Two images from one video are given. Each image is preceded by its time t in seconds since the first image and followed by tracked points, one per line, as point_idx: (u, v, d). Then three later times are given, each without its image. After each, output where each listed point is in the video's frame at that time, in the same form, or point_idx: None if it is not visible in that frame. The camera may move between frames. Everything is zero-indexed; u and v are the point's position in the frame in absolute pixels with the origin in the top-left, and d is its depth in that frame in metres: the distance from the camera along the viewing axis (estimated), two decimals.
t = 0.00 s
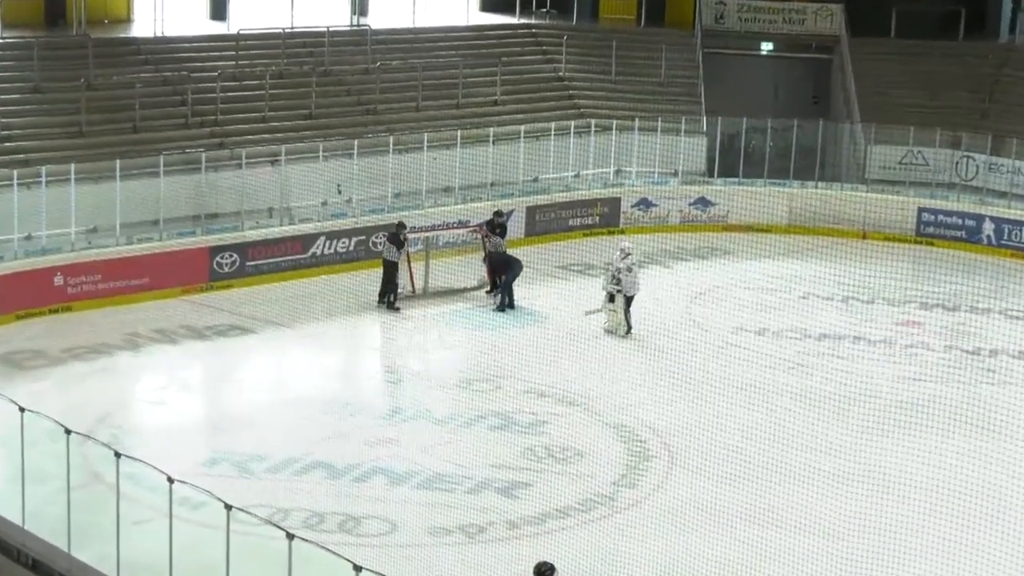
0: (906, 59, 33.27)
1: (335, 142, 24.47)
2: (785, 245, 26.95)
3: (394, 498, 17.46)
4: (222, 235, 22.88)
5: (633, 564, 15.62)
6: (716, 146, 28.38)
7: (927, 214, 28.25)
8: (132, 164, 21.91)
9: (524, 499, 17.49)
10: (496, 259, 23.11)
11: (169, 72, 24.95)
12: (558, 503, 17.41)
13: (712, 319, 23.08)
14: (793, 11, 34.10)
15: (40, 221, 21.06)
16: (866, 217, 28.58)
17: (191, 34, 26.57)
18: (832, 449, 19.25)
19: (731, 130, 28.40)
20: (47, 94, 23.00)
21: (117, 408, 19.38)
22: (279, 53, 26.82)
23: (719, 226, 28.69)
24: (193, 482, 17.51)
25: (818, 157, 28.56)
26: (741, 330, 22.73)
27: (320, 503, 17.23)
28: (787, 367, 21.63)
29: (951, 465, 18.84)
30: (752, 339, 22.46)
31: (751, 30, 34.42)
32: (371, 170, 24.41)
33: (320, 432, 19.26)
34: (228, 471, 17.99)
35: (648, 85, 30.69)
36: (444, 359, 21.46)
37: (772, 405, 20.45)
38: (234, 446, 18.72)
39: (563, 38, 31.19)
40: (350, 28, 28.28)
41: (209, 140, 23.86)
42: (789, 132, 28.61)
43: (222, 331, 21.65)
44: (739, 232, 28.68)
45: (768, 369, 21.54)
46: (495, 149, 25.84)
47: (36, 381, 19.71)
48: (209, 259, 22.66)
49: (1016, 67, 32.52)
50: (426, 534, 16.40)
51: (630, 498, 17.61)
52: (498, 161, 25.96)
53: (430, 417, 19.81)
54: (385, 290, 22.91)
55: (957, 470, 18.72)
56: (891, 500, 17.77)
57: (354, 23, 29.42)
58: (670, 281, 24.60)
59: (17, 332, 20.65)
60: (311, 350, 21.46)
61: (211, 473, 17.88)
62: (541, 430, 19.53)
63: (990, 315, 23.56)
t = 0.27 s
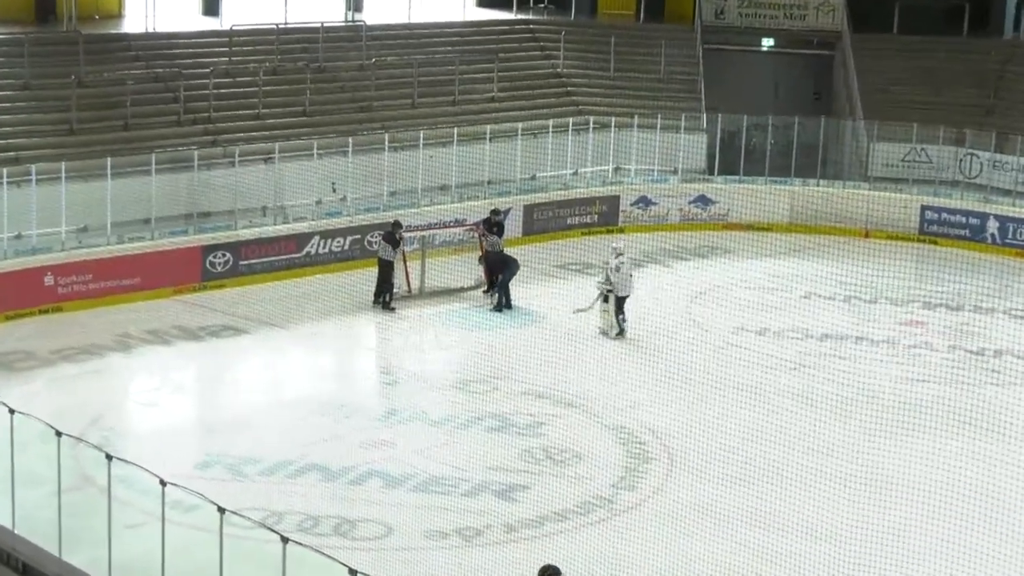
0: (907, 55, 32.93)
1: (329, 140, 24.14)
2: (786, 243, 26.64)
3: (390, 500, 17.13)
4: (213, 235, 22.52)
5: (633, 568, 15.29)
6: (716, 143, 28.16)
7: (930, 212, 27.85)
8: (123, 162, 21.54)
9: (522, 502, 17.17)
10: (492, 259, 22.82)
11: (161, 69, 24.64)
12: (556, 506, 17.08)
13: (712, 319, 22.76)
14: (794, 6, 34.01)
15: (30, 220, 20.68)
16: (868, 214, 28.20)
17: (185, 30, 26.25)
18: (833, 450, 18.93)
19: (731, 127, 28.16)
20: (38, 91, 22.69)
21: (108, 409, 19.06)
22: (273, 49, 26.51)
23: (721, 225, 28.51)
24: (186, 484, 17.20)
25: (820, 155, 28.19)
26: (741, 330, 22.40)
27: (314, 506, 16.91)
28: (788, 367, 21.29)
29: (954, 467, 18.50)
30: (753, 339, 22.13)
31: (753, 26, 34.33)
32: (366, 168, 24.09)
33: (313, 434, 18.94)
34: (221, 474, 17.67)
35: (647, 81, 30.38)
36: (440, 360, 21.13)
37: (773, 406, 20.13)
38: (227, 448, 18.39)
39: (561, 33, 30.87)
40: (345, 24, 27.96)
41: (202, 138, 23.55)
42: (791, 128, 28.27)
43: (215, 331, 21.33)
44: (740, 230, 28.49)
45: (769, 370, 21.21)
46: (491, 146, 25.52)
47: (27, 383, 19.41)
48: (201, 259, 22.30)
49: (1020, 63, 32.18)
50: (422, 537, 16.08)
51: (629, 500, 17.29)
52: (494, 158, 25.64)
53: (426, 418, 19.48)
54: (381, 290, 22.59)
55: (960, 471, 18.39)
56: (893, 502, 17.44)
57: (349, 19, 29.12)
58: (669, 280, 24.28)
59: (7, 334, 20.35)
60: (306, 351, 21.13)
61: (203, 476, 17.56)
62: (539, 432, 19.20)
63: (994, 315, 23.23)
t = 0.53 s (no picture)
0: (909, 50, 32.55)
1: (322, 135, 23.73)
2: (788, 241, 26.25)
3: (384, 503, 16.74)
4: (205, 233, 22.09)
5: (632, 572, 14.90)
6: (717, 139, 27.61)
7: (934, 209, 27.50)
8: (112, 159, 21.17)
9: (519, 505, 16.78)
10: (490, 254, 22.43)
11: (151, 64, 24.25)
12: (554, 508, 16.70)
13: (712, 318, 22.36)
14: None
15: (17, 218, 20.39)
16: (870, 212, 27.80)
17: (175, 25, 25.85)
18: (836, 452, 18.54)
19: (732, 123, 27.61)
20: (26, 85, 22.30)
21: (96, 411, 18.65)
22: (265, 44, 26.12)
23: (722, 222, 28.11)
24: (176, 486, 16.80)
25: (822, 151, 27.70)
26: (742, 330, 22.02)
27: (306, 508, 16.52)
28: (790, 367, 20.91)
29: (957, 469, 18.12)
30: (754, 339, 21.75)
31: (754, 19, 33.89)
32: (359, 164, 23.72)
33: (306, 435, 18.55)
34: (212, 476, 17.27)
35: (646, 76, 29.99)
36: (435, 360, 20.76)
37: (775, 407, 19.74)
38: (218, 450, 18.00)
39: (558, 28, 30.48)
40: (339, 19, 27.56)
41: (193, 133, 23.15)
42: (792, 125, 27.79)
43: (206, 331, 20.93)
44: (741, 227, 28.14)
45: (770, 370, 20.82)
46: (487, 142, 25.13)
47: (14, 384, 19.01)
48: (192, 257, 21.85)
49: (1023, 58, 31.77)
50: (416, 540, 15.69)
51: (629, 503, 16.90)
52: (491, 154, 25.25)
53: (421, 419, 19.10)
54: (375, 288, 22.18)
55: (964, 473, 18.01)
56: (897, 505, 17.05)
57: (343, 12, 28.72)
58: (668, 278, 23.89)
59: None
60: (299, 350, 20.73)
61: (193, 478, 17.17)
62: (536, 433, 18.81)
63: (999, 313, 22.84)
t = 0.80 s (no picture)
0: (892, 46, 32.21)
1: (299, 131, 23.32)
2: (773, 239, 25.88)
3: (362, 507, 16.35)
4: (178, 231, 21.66)
5: None
6: (700, 136, 27.19)
7: (920, 206, 27.18)
8: (85, 157, 20.72)
9: (499, 508, 16.39)
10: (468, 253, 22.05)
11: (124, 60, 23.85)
12: (535, 512, 16.30)
13: (695, 317, 21.99)
14: None
15: None
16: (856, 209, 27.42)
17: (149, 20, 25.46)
18: (823, 452, 18.16)
19: (715, 119, 27.21)
20: None
21: (67, 414, 18.25)
22: (240, 39, 25.71)
23: (704, 220, 27.58)
24: (149, 491, 16.38)
25: (808, 147, 27.31)
26: (726, 329, 21.64)
27: (282, 513, 16.13)
28: (775, 367, 20.53)
29: (947, 471, 17.75)
30: (739, 338, 21.37)
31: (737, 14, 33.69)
32: (338, 163, 23.19)
33: (283, 439, 18.15)
34: (186, 480, 16.88)
35: (627, 71, 29.60)
36: (414, 360, 20.37)
37: (760, 407, 19.37)
38: (192, 454, 17.59)
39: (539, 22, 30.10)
40: (315, 13, 27.17)
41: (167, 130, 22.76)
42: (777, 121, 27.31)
43: (180, 331, 20.53)
44: (725, 226, 27.43)
45: (755, 370, 20.44)
46: (467, 139, 24.72)
47: None
48: (166, 256, 21.43)
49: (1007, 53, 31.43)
50: (394, 544, 15.30)
51: (611, 506, 16.52)
52: (470, 151, 24.85)
53: (400, 421, 18.71)
54: (352, 288, 21.80)
55: (953, 474, 17.64)
56: (885, 506, 16.68)
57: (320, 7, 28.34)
58: (651, 277, 23.51)
59: None
60: (275, 351, 20.33)
61: (166, 482, 16.78)
62: (518, 435, 18.43)
63: (987, 312, 22.49)
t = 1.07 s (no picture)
0: (883, 41, 31.91)
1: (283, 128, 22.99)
2: (764, 236, 25.59)
3: (348, 509, 16.03)
4: (159, 230, 21.30)
5: None
6: (691, 133, 26.88)
7: (914, 203, 26.92)
8: (65, 154, 20.35)
9: (488, 510, 16.08)
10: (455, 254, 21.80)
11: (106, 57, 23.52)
12: (524, 514, 15.98)
13: (685, 316, 21.69)
14: None
15: None
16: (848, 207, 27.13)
17: (130, 15, 25.13)
18: (815, 453, 17.86)
19: (705, 117, 26.90)
20: None
21: (48, 417, 17.94)
22: (223, 34, 25.42)
23: (695, 217, 27.33)
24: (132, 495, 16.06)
25: (799, 144, 27.13)
26: (717, 329, 21.34)
27: (267, 515, 15.80)
28: (767, 367, 20.23)
29: (942, 472, 17.44)
30: (730, 338, 21.07)
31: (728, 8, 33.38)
32: (324, 159, 22.95)
33: (267, 441, 17.82)
34: (169, 482, 16.56)
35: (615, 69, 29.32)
36: (401, 361, 20.05)
37: (752, 408, 19.06)
38: (175, 457, 17.26)
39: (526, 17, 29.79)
40: (300, 8, 26.85)
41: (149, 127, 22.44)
42: (768, 117, 27.15)
43: (162, 332, 20.20)
44: (716, 224, 27.34)
45: (747, 370, 20.14)
46: (455, 137, 24.39)
47: None
48: (148, 255, 21.08)
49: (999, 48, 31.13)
50: (382, 548, 14.98)
51: (602, 508, 16.21)
52: (457, 148, 24.51)
53: (386, 422, 18.39)
54: (337, 287, 21.49)
55: (948, 475, 17.34)
56: (879, 508, 16.37)
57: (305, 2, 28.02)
58: (640, 276, 23.20)
59: None
60: (259, 352, 20.01)
61: (150, 485, 16.47)
62: (506, 436, 18.11)
63: (982, 310, 22.20)
